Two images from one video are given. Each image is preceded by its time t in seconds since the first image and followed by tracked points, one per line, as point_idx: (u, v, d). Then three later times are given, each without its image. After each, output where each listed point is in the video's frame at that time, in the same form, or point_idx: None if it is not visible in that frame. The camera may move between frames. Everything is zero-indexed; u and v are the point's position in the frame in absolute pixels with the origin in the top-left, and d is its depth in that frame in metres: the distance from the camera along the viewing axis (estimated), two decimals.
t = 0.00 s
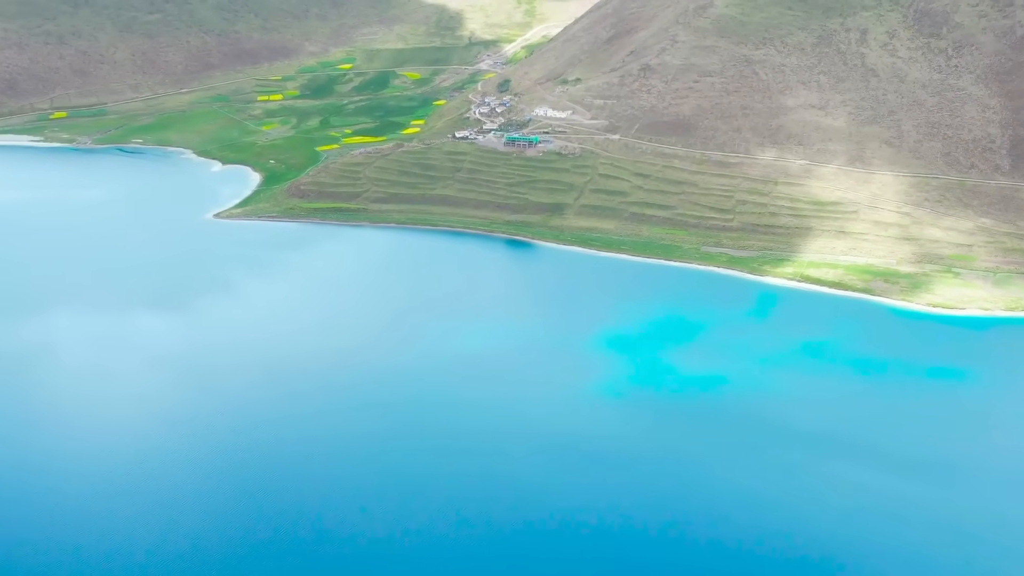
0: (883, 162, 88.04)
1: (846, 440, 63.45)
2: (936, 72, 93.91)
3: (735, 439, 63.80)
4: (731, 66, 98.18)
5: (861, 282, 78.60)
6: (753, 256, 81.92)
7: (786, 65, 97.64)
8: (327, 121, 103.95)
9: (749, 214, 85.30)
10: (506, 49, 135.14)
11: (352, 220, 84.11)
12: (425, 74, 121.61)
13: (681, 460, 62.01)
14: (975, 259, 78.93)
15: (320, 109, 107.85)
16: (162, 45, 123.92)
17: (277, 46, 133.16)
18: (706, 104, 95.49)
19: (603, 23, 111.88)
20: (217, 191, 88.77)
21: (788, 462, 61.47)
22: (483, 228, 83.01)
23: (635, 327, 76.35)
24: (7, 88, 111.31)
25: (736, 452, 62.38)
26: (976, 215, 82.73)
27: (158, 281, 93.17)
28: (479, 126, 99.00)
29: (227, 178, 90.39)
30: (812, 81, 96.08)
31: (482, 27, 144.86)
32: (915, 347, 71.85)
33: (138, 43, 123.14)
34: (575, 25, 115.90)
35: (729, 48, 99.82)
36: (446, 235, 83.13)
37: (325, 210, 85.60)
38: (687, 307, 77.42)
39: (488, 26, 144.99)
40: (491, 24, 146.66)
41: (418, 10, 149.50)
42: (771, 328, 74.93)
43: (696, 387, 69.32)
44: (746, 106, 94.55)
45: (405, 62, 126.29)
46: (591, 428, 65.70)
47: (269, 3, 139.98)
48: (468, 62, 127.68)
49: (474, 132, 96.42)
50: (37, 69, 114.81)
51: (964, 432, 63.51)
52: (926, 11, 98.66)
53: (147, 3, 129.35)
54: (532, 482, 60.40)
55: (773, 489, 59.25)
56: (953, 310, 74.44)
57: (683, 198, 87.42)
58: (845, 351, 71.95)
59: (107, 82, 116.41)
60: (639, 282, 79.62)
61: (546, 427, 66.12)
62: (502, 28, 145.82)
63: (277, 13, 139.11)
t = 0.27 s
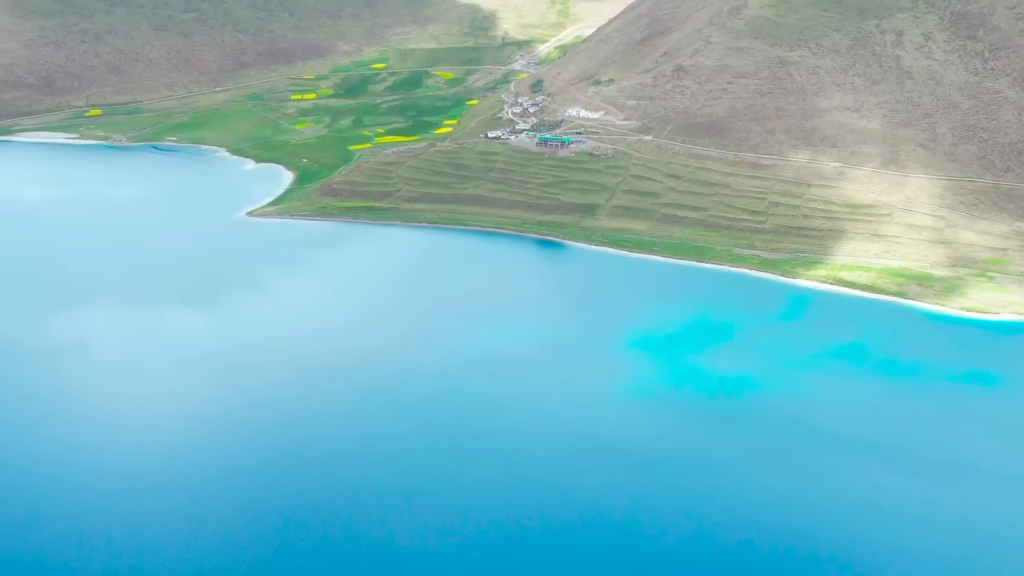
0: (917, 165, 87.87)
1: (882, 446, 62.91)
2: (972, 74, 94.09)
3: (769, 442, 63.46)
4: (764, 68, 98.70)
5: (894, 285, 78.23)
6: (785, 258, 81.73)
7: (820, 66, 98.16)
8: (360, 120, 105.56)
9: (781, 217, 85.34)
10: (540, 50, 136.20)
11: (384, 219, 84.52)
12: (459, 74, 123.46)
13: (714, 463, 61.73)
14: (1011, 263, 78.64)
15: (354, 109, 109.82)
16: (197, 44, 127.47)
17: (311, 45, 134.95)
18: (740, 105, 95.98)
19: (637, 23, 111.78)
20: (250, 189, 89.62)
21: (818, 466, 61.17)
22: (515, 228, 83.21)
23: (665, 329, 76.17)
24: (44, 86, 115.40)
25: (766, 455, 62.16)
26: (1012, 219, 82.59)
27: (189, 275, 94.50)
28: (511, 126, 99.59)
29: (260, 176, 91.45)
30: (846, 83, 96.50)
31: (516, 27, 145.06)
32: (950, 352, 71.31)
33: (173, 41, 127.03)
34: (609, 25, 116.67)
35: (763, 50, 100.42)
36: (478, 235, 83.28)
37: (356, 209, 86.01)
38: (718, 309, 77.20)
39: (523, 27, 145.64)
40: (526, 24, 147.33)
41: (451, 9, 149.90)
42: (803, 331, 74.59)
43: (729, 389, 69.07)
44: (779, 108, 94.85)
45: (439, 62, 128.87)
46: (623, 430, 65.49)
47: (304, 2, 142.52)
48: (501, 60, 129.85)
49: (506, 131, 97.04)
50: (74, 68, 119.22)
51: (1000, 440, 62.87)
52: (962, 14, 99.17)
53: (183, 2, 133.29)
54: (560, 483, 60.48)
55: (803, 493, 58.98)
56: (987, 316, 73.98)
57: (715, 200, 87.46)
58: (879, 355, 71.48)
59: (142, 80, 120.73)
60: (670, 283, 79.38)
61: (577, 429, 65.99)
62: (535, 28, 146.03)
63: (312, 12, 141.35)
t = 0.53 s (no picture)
0: (939, 166, 87.96)
1: (905, 447, 62.45)
2: (996, 77, 93.94)
3: (791, 443, 63.07)
4: (786, 69, 99.04)
5: (916, 288, 77.89)
6: (806, 260, 81.56)
7: (842, 68, 98.19)
8: (381, 119, 106.65)
9: (802, 218, 85.35)
10: (561, 50, 137.39)
11: (405, 218, 84.73)
12: (479, 74, 124.21)
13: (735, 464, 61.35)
14: None
15: (376, 109, 110.97)
16: (220, 43, 128.09)
17: (332, 45, 135.63)
18: (761, 106, 96.41)
19: (658, 24, 112.85)
20: (271, 188, 90.10)
21: (836, 468, 60.78)
22: (535, 228, 83.28)
23: (684, 330, 75.94)
24: (67, 84, 116.18)
25: (785, 455, 61.91)
26: None
27: (209, 276, 94.75)
28: (532, 126, 100.13)
29: (280, 175, 91.87)
30: (868, 84, 96.32)
31: (537, 27, 145.55)
32: (971, 354, 70.84)
33: (196, 40, 127.68)
34: (630, 26, 117.43)
35: (785, 50, 100.79)
36: (498, 235, 83.27)
37: (377, 208, 86.21)
38: (737, 310, 76.97)
39: (544, 27, 146.05)
40: (547, 24, 147.69)
41: (473, 9, 150.05)
42: (823, 331, 74.25)
43: (749, 390, 68.77)
44: (801, 109, 95.18)
45: (460, 62, 129.33)
46: (644, 431, 65.18)
47: (325, 2, 143.31)
48: (522, 61, 130.70)
49: (527, 131, 97.85)
50: (97, 66, 120.15)
51: None
52: (986, 15, 98.81)
53: (205, 2, 134.31)
54: (575, 482, 60.30)
55: (822, 494, 58.59)
56: (1010, 318, 73.52)
57: (736, 201, 87.51)
58: (900, 357, 71.07)
59: (164, 79, 121.29)
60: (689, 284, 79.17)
61: (596, 429, 65.73)
62: (557, 28, 146.35)
63: (334, 12, 141.97)
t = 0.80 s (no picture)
0: (953, 168, 87.96)
1: (918, 449, 62.30)
2: (1010, 78, 93.77)
3: (803, 444, 62.98)
4: (799, 70, 99.01)
5: (929, 290, 77.72)
6: (818, 261, 81.40)
7: (855, 69, 98.05)
8: (393, 119, 106.87)
9: (815, 219, 85.23)
10: (574, 50, 137.51)
11: (417, 218, 84.82)
12: (492, 75, 124.27)
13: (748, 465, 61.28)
14: None
15: (388, 109, 111.20)
16: (233, 42, 128.30)
17: (344, 44, 135.84)
18: (774, 107, 96.37)
19: (671, 24, 113.22)
20: (284, 188, 90.27)
21: (849, 469, 60.70)
22: (547, 228, 83.33)
23: (696, 331, 75.88)
24: (81, 84, 116.52)
25: (798, 457, 61.77)
26: None
27: (220, 277, 94.82)
28: (544, 127, 100.24)
29: (292, 174, 92.03)
30: (881, 85, 96.17)
31: (550, 28, 145.64)
32: (983, 355, 70.66)
33: (209, 40, 127.90)
34: (643, 26, 117.67)
35: (798, 51, 100.89)
36: (509, 235, 83.29)
37: (389, 208, 86.33)
38: (749, 311, 76.89)
39: (557, 27, 146.17)
40: (560, 25, 147.76)
41: (486, 9, 150.06)
42: (835, 333, 74.13)
43: (761, 391, 68.68)
44: (814, 110, 95.14)
45: (473, 62, 129.39)
46: (656, 432, 65.13)
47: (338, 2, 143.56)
48: (536, 61, 130.83)
49: (539, 132, 98.01)
50: (111, 66, 120.49)
51: None
52: (1001, 16, 98.59)
53: (219, 2, 134.55)
54: (586, 482, 60.29)
55: (834, 496, 58.53)
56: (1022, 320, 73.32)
57: (749, 202, 87.47)
58: (912, 358, 70.91)
59: (178, 79, 121.47)
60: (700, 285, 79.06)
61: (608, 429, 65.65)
62: (570, 29, 146.45)
63: (347, 12, 142.16)
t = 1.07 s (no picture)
0: (966, 169, 87.91)
1: (932, 451, 62.26)
2: None
3: (817, 445, 62.98)
4: (813, 71, 98.94)
5: (942, 291, 77.58)
6: (831, 262, 81.34)
7: (869, 70, 97.89)
8: (406, 119, 107.11)
9: (828, 220, 85.15)
10: (587, 50, 137.54)
11: (429, 218, 84.91)
12: (505, 75, 124.35)
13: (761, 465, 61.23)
14: None
15: (401, 109, 111.47)
16: (246, 42, 128.54)
17: (356, 44, 136.00)
18: (787, 108, 96.30)
19: (684, 25, 113.30)
20: (297, 188, 90.48)
21: (864, 471, 60.65)
22: (559, 228, 83.30)
23: (707, 332, 75.84)
24: (95, 83, 116.89)
25: (811, 458, 61.72)
26: None
27: (232, 276, 95.06)
28: (556, 127, 100.34)
29: (305, 174, 92.30)
30: (894, 86, 95.99)
31: (563, 28, 145.72)
32: (996, 357, 70.58)
33: (222, 40, 128.17)
34: (656, 27, 117.89)
35: (811, 52, 100.85)
36: (521, 235, 83.30)
37: (401, 208, 86.47)
38: (760, 312, 76.85)
39: (570, 27, 146.32)
40: (572, 25, 147.84)
41: (498, 9, 150.13)
42: (847, 334, 74.05)
43: (774, 392, 68.65)
44: (827, 111, 95.06)
45: (486, 62, 129.49)
46: (669, 432, 65.09)
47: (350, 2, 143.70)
48: (548, 61, 130.87)
49: (552, 132, 98.13)
50: (124, 65, 120.86)
51: None
52: (1015, 17, 98.40)
53: (232, 2, 134.76)
54: (600, 482, 60.29)
55: (848, 498, 58.48)
56: None
57: (761, 203, 87.48)
58: (924, 360, 70.84)
59: (191, 78, 121.74)
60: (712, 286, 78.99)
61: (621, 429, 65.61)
62: (583, 29, 146.52)
63: (360, 12, 142.23)
